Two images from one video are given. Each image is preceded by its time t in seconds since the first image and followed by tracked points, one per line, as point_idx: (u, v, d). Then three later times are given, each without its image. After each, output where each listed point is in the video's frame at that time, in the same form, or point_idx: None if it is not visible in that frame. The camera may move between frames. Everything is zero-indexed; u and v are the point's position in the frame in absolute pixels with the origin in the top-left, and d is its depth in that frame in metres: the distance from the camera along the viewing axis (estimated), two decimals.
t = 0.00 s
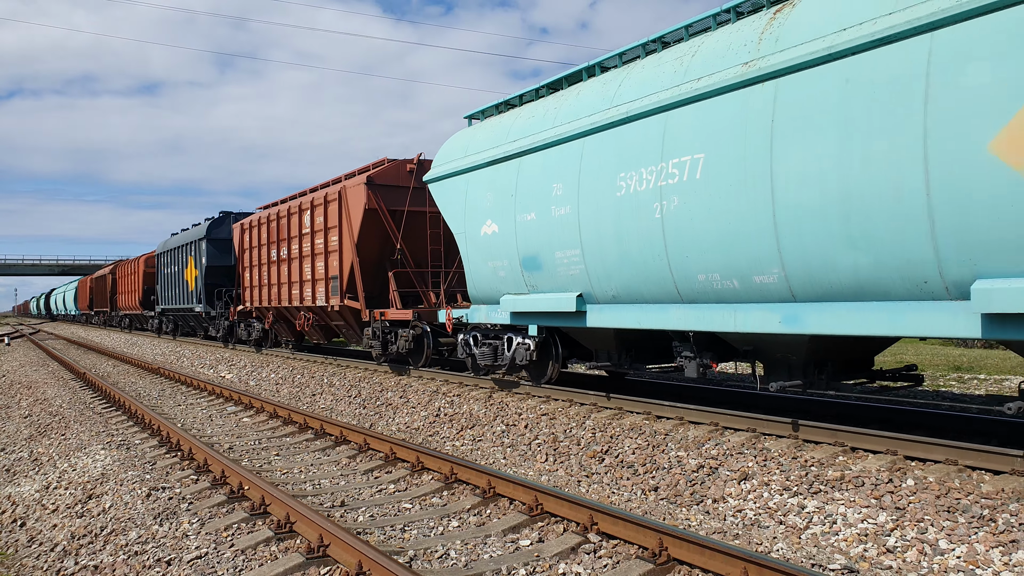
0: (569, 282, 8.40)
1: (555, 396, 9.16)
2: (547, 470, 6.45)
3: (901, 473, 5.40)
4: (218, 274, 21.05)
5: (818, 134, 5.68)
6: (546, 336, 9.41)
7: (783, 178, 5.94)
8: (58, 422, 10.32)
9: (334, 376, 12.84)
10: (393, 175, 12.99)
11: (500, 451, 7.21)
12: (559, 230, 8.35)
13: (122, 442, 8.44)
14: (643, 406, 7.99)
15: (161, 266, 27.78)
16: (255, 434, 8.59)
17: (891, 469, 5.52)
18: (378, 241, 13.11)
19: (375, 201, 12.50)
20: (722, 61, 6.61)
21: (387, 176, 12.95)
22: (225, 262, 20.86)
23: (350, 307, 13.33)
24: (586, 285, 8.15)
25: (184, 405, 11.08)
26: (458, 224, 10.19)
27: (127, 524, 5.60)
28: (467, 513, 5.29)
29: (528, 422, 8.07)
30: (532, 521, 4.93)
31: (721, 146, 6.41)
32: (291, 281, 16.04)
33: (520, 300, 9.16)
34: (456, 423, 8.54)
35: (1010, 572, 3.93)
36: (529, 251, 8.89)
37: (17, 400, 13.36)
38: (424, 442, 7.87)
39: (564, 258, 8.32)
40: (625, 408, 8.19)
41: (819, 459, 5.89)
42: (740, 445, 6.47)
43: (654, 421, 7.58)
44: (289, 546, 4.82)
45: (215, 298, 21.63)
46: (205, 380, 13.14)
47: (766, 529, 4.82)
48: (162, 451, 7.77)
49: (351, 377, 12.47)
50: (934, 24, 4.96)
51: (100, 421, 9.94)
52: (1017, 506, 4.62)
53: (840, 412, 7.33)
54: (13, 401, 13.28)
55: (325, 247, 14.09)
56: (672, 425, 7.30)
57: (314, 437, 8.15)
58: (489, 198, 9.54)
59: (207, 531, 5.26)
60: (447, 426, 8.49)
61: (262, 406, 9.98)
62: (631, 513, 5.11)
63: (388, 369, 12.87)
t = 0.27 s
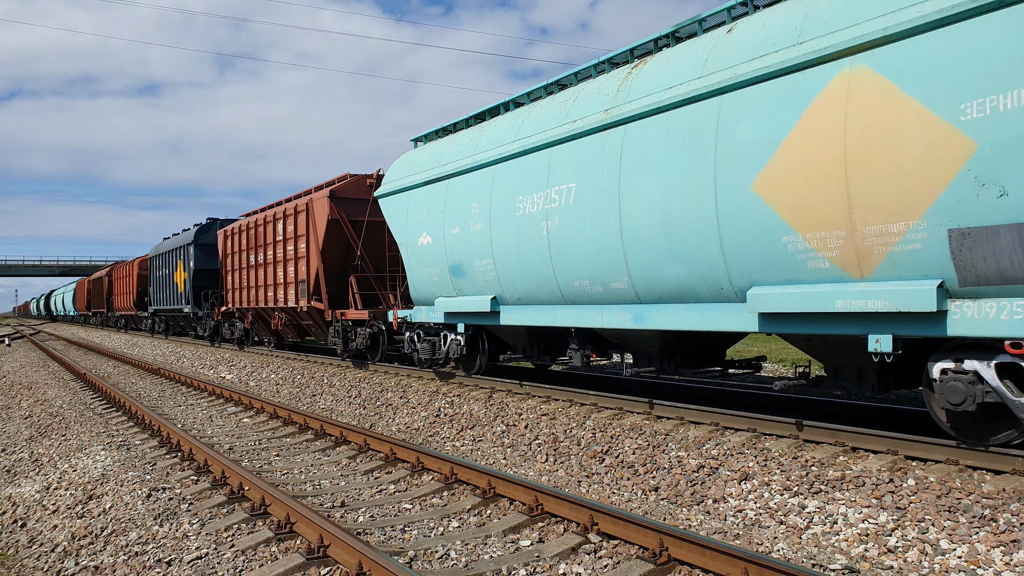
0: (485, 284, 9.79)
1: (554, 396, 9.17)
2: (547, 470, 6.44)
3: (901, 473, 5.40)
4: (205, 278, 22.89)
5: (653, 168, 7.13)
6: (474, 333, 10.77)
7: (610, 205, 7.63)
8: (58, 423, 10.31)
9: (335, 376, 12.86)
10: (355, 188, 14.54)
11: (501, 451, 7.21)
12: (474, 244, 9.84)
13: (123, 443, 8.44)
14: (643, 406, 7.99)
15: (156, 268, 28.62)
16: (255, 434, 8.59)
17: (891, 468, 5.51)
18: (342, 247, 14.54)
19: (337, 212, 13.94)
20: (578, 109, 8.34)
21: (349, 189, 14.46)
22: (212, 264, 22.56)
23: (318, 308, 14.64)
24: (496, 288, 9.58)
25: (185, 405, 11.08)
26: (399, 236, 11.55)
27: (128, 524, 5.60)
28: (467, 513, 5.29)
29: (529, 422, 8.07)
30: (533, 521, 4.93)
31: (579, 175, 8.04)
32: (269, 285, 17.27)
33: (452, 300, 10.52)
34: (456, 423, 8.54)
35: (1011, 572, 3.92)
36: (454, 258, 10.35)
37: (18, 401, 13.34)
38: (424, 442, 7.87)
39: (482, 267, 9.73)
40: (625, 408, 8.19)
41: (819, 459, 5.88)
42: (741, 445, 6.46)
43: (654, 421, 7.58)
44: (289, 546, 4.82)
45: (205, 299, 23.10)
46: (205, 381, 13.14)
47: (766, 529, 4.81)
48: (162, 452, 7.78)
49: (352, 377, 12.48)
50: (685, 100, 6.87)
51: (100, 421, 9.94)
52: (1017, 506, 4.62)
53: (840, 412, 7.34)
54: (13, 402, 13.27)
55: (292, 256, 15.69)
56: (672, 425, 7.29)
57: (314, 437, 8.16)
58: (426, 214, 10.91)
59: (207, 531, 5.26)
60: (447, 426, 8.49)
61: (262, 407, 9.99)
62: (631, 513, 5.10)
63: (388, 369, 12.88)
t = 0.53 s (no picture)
0: (425, 287, 11.04)
1: (554, 396, 9.18)
2: (547, 470, 6.45)
3: (901, 473, 5.40)
4: (194, 281, 23.94)
5: (540, 195, 8.60)
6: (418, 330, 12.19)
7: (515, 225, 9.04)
8: (58, 424, 10.31)
9: (335, 377, 12.88)
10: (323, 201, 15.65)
11: (501, 452, 7.21)
12: (415, 252, 11.11)
13: (123, 444, 8.44)
14: (643, 406, 8.00)
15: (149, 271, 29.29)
16: (256, 435, 8.60)
17: (891, 469, 5.51)
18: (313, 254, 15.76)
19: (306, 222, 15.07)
20: (490, 141, 9.75)
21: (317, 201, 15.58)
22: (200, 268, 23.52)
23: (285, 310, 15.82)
24: (433, 291, 10.85)
25: (185, 406, 11.07)
26: (354, 244, 12.75)
27: (128, 525, 5.60)
28: (467, 513, 5.29)
29: (529, 422, 8.07)
30: (533, 521, 4.93)
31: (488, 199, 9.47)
32: (248, 287, 18.37)
33: (399, 302, 11.72)
34: (456, 423, 8.55)
35: (1011, 572, 3.92)
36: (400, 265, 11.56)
37: (17, 402, 13.30)
38: (425, 442, 7.88)
39: (420, 273, 11.03)
40: (626, 408, 8.21)
41: (819, 459, 5.89)
42: (741, 445, 6.47)
43: (654, 421, 7.59)
44: (290, 547, 4.82)
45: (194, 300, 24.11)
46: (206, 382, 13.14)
47: (766, 530, 4.81)
48: (162, 453, 7.79)
49: (353, 378, 12.50)
50: (579, 136, 8.19)
51: (100, 423, 9.93)
52: (1017, 506, 4.62)
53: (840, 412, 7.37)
54: (13, 403, 13.27)
55: (268, 260, 16.61)
56: (672, 425, 7.30)
57: (314, 437, 8.17)
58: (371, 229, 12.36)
59: (207, 532, 5.26)
60: (447, 427, 8.50)
61: (262, 407, 9.99)
62: (631, 513, 5.11)
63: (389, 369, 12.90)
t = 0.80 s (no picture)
0: (377, 291, 12.51)
1: (555, 396, 9.18)
2: (548, 471, 6.45)
3: (902, 473, 5.40)
4: (183, 282, 25.37)
5: (468, 213, 9.94)
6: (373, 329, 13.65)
7: (446, 241, 10.41)
8: (58, 424, 10.30)
9: (336, 377, 12.90)
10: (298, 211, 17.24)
11: (501, 452, 7.22)
12: (368, 260, 12.52)
13: (122, 445, 8.43)
14: (643, 406, 8.01)
15: (142, 273, 30.28)
16: (256, 435, 8.60)
17: (892, 469, 5.51)
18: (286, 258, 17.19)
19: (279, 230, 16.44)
20: (428, 163, 11.19)
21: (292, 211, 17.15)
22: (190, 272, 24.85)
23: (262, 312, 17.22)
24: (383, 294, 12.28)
25: (185, 407, 11.06)
26: (318, 250, 14.28)
27: (128, 526, 5.60)
28: (467, 513, 5.29)
29: (529, 422, 8.07)
30: (534, 522, 4.93)
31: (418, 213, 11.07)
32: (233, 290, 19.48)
33: (355, 305, 13.12)
34: (457, 423, 8.55)
35: (1012, 572, 3.92)
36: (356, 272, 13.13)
37: (16, 403, 13.28)
38: (425, 443, 7.88)
39: (373, 278, 12.44)
40: (626, 408, 8.21)
41: (820, 459, 5.89)
42: (741, 445, 6.47)
43: (654, 421, 7.60)
44: (290, 547, 4.82)
45: (183, 301, 25.52)
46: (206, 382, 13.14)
47: (767, 530, 4.81)
48: (162, 453, 7.79)
49: (353, 378, 12.52)
50: (492, 164, 9.64)
51: (100, 423, 9.91)
52: (1018, 506, 4.62)
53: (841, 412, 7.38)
54: (12, 403, 13.26)
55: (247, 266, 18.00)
56: (673, 425, 7.31)
57: (314, 437, 8.17)
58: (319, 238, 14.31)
59: (207, 533, 5.26)
60: (448, 427, 8.50)
61: (262, 408, 9.99)
62: (631, 513, 5.11)
63: (389, 369, 12.91)
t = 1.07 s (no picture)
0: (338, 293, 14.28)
1: (555, 396, 9.19)
2: (548, 471, 6.46)
3: (902, 473, 5.40)
4: (173, 284, 26.56)
5: (411, 227, 11.59)
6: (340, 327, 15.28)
7: (393, 251, 12.06)
8: (58, 424, 10.30)
9: (336, 377, 12.91)
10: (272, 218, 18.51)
11: (502, 452, 7.22)
12: (330, 265, 14.33)
13: (122, 445, 8.43)
14: (643, 406, 8.01)
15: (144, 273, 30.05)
16: (256, 435, 8.60)
17: (892, 469, 5.52)
18: (263, 263, 18.54)
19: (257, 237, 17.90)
20: (379, 180, 13.03)
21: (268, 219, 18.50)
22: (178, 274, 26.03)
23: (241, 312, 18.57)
24: (342, 295, 14.02)
25: (185, 407, 11.06)
26: (289, 257, 15.98)
27: (129, 526, 5.60)
28: (467, 514, 5.29)
29: (529, 423, 8.07)
30: (534, 522, 4.94)
31: (371, 227, 12.83)
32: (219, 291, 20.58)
33: (322, 305, 14.78)
34: (457, 423, 8.56)
35: (1012, 572, 3.93)
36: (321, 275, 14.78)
37: (16, 403, 13.27)
38: (425, 443, 7.88)
39: (334, 283, 14.17)
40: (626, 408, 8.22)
41: (820, 459, 5.90)
42: (741, 445, 6.48)
43: (654, 421, 7.61)
44: (290, 547, 4.83)
45: (174, 302, 26.79)
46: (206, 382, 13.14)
47: (767, 530, 4.81)
48: (162, 453, 7.79)
49: (353, 378, 12.53)
50: (430, 183, 11.30)
51: (100, 423, 9.90)
52: (1018, 506, 4.62)
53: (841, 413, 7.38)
54: (13, 403, 13.25)
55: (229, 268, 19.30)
56: (673, 425, 7.32)
57: (314, 437, 8.18)
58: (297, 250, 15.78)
59: (207, 533, 5.26)
60: (448, 427, 8.51)
61: (262, 408, 10.00)
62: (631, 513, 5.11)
63: (389, 369, 12.92)
